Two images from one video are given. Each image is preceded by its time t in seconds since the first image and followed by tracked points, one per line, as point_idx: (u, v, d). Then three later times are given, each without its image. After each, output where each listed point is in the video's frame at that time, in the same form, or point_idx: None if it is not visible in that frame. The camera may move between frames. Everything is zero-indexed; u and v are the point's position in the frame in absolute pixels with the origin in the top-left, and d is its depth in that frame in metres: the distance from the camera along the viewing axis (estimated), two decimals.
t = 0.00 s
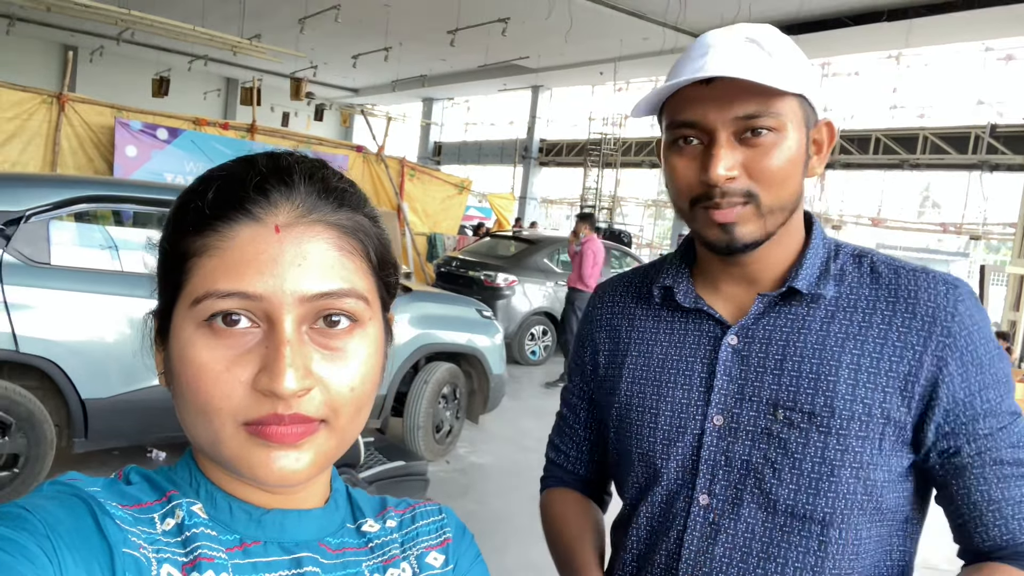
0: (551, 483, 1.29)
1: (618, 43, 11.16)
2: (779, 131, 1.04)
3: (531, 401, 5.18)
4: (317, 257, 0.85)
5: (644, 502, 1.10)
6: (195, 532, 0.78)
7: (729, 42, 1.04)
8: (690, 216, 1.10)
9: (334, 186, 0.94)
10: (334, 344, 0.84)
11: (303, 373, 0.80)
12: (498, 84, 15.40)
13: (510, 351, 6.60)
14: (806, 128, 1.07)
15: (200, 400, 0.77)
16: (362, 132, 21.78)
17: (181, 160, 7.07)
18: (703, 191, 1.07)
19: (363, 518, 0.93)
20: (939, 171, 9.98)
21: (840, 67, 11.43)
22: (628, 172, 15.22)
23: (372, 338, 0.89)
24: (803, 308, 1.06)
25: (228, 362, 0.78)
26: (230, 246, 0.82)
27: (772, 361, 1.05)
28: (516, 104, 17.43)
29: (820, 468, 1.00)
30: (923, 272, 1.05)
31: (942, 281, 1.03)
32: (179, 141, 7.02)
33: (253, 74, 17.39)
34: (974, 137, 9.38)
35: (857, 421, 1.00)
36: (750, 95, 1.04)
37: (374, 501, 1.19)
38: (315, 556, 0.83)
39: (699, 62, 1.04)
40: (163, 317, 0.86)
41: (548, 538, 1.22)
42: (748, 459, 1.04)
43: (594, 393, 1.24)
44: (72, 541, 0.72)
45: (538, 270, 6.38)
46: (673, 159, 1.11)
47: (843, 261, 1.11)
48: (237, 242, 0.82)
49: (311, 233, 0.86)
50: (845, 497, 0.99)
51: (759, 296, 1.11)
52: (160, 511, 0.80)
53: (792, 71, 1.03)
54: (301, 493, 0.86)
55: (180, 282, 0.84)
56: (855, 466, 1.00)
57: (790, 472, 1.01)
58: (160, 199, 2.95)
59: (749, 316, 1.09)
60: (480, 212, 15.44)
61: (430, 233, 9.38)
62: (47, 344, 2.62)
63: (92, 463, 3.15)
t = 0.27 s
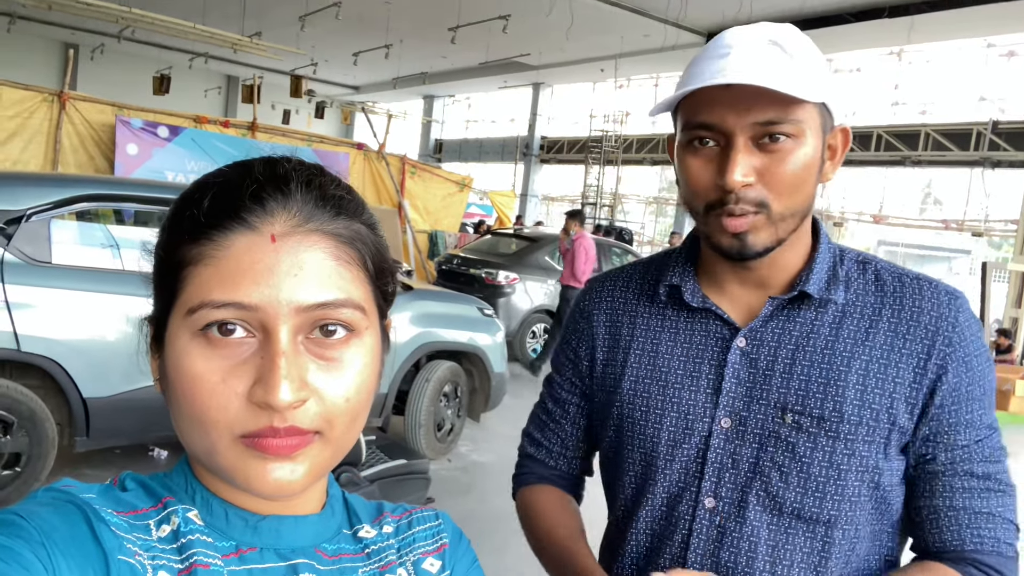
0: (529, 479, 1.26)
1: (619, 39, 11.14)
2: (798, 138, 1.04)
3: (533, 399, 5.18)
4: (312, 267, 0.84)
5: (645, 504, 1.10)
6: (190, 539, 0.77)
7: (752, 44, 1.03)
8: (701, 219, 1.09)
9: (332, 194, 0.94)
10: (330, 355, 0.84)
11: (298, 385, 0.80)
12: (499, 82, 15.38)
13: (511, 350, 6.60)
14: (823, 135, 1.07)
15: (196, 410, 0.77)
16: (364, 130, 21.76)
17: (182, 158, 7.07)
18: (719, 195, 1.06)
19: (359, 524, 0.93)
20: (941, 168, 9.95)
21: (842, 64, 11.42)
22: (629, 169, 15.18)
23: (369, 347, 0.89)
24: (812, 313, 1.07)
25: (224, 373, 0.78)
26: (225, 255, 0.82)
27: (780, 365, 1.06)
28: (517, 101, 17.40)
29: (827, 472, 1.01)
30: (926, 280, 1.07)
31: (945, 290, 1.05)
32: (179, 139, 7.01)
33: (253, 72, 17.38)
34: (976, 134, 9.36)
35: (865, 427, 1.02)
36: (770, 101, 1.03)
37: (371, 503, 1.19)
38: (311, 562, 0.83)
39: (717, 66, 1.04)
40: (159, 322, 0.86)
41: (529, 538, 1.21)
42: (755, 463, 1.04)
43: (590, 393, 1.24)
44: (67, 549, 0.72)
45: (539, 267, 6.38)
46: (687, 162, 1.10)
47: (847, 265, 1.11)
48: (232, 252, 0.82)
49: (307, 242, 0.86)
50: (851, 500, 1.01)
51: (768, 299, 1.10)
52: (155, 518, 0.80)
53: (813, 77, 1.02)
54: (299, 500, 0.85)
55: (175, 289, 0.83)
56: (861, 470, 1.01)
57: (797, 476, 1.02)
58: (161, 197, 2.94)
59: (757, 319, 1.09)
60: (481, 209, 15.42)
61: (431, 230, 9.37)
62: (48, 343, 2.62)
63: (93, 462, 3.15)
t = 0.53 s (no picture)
0: (513, 479, 1.26)
1: (618, 36, 11.11)
2: (780, 135, 1.05)
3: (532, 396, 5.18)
4: (309, 263, 0.84)
5: (629, 494, 1.11)
6: (187, 534, 0.78)
7: (736, 42, 1.04)
8: (684, 212, 1.10)
9: (330, 191, 0.94)
10: (327, 351, 0.84)
11: (295, 381, 0.80)
12: (497, 78, 15.35)
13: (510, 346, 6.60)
14: (804, 131, 1.08)
15: (193, 408, 0.77)
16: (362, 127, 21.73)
17: (180, 156, 7.06)
18: (701, 189, 1.07)
19: (356, 520, 0.93)
20: (939, 163, 9.95)
21: (840, 59, 11.43)
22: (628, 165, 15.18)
23: (366, 343, 0.89)
24: (792, 305, 1.09)
25: (220, 369, 0.78)
26: (222, 252, 0.82)
27: (760, 355, 1.07)
28: (515, 97, 17.38)
29: (806, 459, 1.03)
30: (901, 273, 1.08)
31: (919, 282, 1.07)
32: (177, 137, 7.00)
33: (251, 69, 17.34)
34: (974, 129, 9.36)
35: (842, 415, 1.03)
36: (752, 97, 1.04)
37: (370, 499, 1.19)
38: (308, 558, 0.84)
39: (700, 63, 1.04)
40: (154, 318, 0.86)
41: (516, 534, 1.20)
42: (736, 452, 1.06)
43: (576, 386, 1.24)
44: (65, 546, 0.72)
45: (538, 264, 6.38)
46: (672, 155, 1.11)
47: (825, 258, 1.13)
48: (229, 248, 0.82)
49: (304, 239, 0.86)
50: (830, 487, 1.02)
51: (749, 291, 1.12)
52: (153, 514, 0.80)
53: (796, 75, 1.03)
54: (295, 495, 0.85)
55: (171, 286, 0.83)
56: (838, 458, 1.03)
57: (776, 463, 1.03)
58: (159, 194, 2.93)
59: (738, 311, 1.11)
60: (480, 207, 15.40)
61: (430, 227, 9.38)
62: (47, 341, 2.62)
63: (93, 460, 3.15)
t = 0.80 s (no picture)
0: (515, 472, 1.26)
1: (615, 34, 11.11)
2: (750, 129, 1.05)
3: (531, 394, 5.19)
4: (303, 260, 0.84)
5: (610, 487, 1.12)
6: (184, 534, 0.78)
7: (707, 38, 1.04)
8: (660, 207, 1.11)
9: (323, 189, 0.94)
10: (322, 349, 0.84)
11: (290, 379, 0.80)
12: (495, 77, 15.35)
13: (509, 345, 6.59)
14: (775, 125, 1.09)
15: (188, 406, 0.78)
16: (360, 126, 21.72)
17: (177, 155, 7.06)
18: (674, 182, 1.08)
19: (353, 518, 0.93)
20: (937, 160, 9.96)
21: (838, 56, 11.50)
22: (626, 163, 15.19)
23: (361, 341, 0.89)
24: (765, 297, 1.09)
25: (215, 367, 0.78)
26: (215, 250, 0.82)
27: (735, 347, 1.07)
28: (513, 96, 17.38)
29: (779, 449, 1.03)
30: (874, 263, 1.08)
31: (891, 272, 1.07)
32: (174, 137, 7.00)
33: (249, 68, 17.33)
34: (971, 125, 9.37)
35: (815, 404, 1.03)
36: (723, 92, 1.05)
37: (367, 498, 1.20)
38: (304, 557, 0.84)
39: (673, 59, 1.05)
40: (147, 318, 0.86)
41: (513, 528, 1.21)
42: (711, 442, 1.06)
43: (560, 383, 1.24)
44: (63, 546, 0.72)
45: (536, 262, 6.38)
46: (647, 150, 1.11)
47: (799, 251, 1.13)
48: (222, 247, 0.82)
49: (299, 236, 0.86)
50: (804, 476, 1.03)
51: (722, 284, 1.12)
52: (149, 513, 0.80)
53: (766, 70, 1.04)
54: (291, 494, 0.86)
55: (164, 285, 0.83)
56: (811, 447, 1.03)
57: (750, 453, 1.04)
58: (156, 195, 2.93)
59: (713, 304, 1.11)
60: (478, 205, 15.39)
61: (428, 227, 9.38)
62: (45, 342, 2.61)
63: (93, 460, 3.15)
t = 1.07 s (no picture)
0: (510, 472, 1.27)
1: (613, 34, 11.12)
2: (739, 125, 1.06)
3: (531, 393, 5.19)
4: (299, 256, 0.85)
5: (614, 487, 1.12)
6: (182, 534, 0.78)
7: (693, 37, 1.04)
8: (652, 205, 1.11)
9: (318, 186, 0.94)
10: (319, 344, 0.85)
11: (288, 374, 0.80)
12: (494, 78, 15.35)
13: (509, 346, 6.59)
14: (764, 120, 1.09)
15: (186, 404, 0.78)
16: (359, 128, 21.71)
17: (176, 158, 7.05)
18: (667, 180, 1.08)
19: (351, 518, 0.94)
20: (936, 158, 9.95)
21: (837, 55, 11.51)
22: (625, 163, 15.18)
23: (358, 336, 0.89)
24: (758, 293, 1.09)
25: (213, 364, 0.78)
26: (210, 248, 0.82)
27: (731, 341, 1.08)
28: (512, 97, 17.37)
29: (778, 442, 1.03)
30: (866, 253, 1.09)
31: (883, 262, 1.07)
32: (173, 139, 6.99)
33: (247, 71, 17.34)
34: (970, 123, 9.36)
35: (811, 396, 1.04)
36: (711, 90, 1.05)
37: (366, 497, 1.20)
38: (303, 556, 0.84)
39: (660, 59, 1.05)
40: (144, 319, 0.86)
41: (508, 528, 1.21)
42: (710, 438, 1.06)
43: (560, 385, 1.25)
44: (61, 545, 0.72)
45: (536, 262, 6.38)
46: (638, 149, 1.11)
47: (793, 244, 1.14)
48: (218, 244, 0.82)
49: (294, 232, 0.86)
50: (804, 469, 1.03)
51: (715, 280, 1.13)
52: (147, 514, 0.80)
53: (752, 66, 1.04)
54: (290, 493, 0.86)
55: (161, 284, 0.84)
56: (810, 439, 1.03)
57: (750, 447, 1.04)
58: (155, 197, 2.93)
59: (707, 300, 1.11)
60: (477, 206, 15.38)
61: (427, 228, 9.37)
62: (45, 345, 2.62)
63: (93, 462, 3.16)
